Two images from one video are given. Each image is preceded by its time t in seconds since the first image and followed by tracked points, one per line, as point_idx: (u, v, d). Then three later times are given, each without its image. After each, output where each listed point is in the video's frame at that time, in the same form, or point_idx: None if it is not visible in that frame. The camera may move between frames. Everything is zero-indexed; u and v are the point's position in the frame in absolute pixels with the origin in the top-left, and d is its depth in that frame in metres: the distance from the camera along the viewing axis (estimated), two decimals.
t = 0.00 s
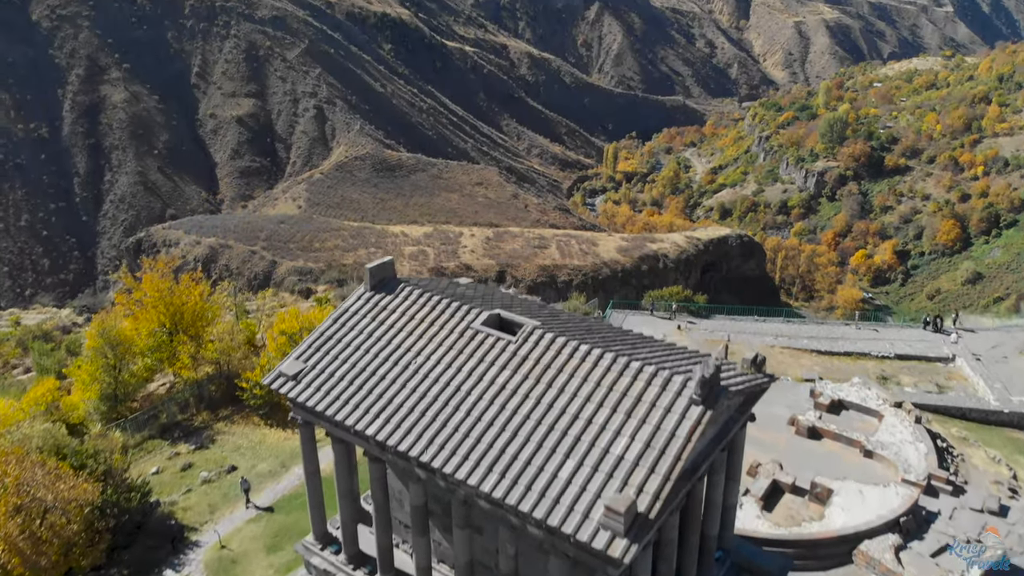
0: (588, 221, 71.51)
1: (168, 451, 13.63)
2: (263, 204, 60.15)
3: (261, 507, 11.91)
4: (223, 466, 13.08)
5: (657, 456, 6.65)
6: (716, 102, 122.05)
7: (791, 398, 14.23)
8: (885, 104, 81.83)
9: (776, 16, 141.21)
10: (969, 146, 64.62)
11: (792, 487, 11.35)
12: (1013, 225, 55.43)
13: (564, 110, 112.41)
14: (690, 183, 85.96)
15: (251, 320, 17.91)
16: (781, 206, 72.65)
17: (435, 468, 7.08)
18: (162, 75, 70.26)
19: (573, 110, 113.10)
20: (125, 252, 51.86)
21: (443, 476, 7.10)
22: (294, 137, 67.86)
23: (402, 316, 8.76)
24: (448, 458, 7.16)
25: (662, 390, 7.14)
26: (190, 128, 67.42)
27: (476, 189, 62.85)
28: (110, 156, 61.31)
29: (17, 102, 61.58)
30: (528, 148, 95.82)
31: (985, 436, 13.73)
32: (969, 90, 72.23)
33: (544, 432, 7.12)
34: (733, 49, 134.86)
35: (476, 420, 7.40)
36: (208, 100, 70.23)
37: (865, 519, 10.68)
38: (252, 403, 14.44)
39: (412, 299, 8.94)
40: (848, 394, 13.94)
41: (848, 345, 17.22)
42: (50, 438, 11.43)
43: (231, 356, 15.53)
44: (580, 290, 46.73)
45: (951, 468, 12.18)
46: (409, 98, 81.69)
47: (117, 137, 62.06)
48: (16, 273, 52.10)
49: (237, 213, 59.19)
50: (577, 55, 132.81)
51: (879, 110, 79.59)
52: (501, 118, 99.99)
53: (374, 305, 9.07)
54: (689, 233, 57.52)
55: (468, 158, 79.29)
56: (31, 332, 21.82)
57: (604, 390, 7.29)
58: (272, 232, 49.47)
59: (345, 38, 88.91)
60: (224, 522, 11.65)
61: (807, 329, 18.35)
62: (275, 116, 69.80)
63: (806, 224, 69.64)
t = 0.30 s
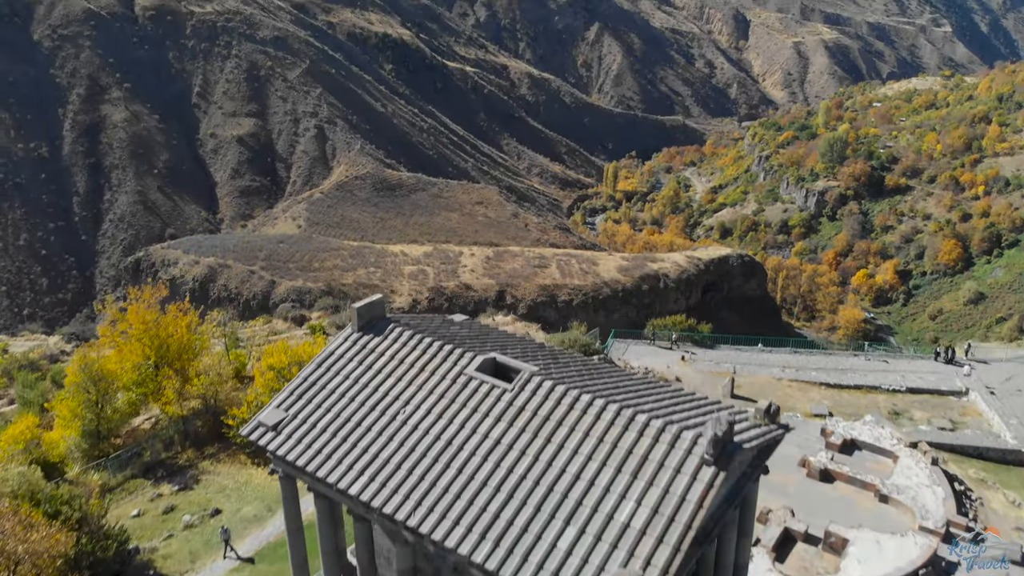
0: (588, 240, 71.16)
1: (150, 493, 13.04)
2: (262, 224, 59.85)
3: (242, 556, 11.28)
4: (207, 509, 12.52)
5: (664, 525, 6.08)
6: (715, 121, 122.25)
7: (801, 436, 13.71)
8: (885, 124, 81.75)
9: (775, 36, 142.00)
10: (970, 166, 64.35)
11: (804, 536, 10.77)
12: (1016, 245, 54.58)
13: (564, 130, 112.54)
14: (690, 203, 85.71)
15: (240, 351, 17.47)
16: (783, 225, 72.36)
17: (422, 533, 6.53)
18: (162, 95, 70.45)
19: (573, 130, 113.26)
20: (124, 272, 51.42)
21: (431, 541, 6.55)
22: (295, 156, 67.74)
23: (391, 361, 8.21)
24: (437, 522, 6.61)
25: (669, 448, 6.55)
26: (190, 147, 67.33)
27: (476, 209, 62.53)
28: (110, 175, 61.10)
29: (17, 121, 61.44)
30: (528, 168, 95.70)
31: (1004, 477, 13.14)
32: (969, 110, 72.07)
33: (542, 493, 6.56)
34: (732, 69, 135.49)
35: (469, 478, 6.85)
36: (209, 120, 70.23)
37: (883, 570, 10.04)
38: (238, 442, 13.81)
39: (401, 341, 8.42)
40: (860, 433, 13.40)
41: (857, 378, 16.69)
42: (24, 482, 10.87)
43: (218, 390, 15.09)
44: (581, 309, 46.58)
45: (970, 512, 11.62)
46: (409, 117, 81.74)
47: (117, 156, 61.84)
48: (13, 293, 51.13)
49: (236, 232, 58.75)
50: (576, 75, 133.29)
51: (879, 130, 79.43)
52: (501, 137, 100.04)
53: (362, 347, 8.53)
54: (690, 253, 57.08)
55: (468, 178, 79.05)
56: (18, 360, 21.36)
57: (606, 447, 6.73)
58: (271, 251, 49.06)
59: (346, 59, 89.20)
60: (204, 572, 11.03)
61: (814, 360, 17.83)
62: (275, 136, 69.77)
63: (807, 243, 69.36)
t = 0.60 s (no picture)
0: (588, 258, 70.81)
1: (132, 532, 12.42)
2: (262, 241, 59.56)
3: None
4: (190, 552, 11.86)
5: None
6: (715, 139, 122.50)
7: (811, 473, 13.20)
8: (885, 142, 81.65)
9: (774, 54, 142.70)
10: (970, 184, 64.22)
11: None
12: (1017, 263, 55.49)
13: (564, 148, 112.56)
14: (690, 221, 85.43)
15: (230, 381, 16.97)
16: (783, 243, 71.99)
17: None
18: (163, 113, 70.43)
19: (573, 148, 113.36)
20: (122, 290, 50.96)
21: None
22: (295, 175, 67.52)
23: (379, 406, 7.73)
24: None
25: (678, 508, 6.05)
26: (190, 165, 67.20)
27: (476, 227, 62.19)
28: (110, 194, 60.86)
29: (17, 139, 61.09)
30: (528, 185, 95.47)
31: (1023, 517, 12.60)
32: (969, 128, 72.07)
33: (540, 556, 6.05)
34: (731, 88, 136.03)
35: (460, 539, 6.34)
36: (209, 138, 70.14)
37: None
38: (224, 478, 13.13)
39: (390, 384, 7.94)
40: (874, 470, 12.89)
41: (868, 409, 16.17)
42: None
43: (205, 422, 14.55)
44: (581, 328, 46.27)
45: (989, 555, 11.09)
46: (409, 136, 81.79)
47: (117, 174, 61.62)
48: (11, 311, 50.80)
49: (235, 251, 58.42)
50: (576, 94, 133.64)
51: (879, 148, 79.36)
52: (501, 155, 99.84)
53: (348, 390, 8.06)
54: (691, 271, 56.67)
55: (468, 196, 78.75)
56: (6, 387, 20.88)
57: (612, 506, 6.22)
58: (270, 269, 48.70)
59: (346, 77, 89.44)
60: None
61: (822, 390, 17.35)
62: (276, 154, 69.64)
63: (807, 261, 69.04)
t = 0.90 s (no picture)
0: (588, 275, 70.44)
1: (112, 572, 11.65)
2: (261, 259, 59.22)
3: None
4: None
5: None
6: (714, 157, 122.60)
7: (824, 512, 12.65)
8: (885, 159, 81.42)
9: (773, 72, 143.27)
10: (971, 202, 63.91)
11: None
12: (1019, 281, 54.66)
13: (564, 165, 112.56)
14: (691, 238, 85.12)
15: (219, 411, 16.48)
16: (784, 261, 71.77)
17: None
18: (163, 131, 70.41)
19: (573, 165, 113.39)
20: (120, 308, 50.56)
21: None
22: (295, 193, 67.08)
23: (365, 456, 7.23)
24: None
25: None
26: (190, 183, 67.00)
27: (476, 244, 61.78)
28: (109, 211, 60.56)
29: (17, 156, 60.98)
30: (528, 202, 95.23)
31: None
32: (969, 146, 71.94)
33: None
34: (730, 105, 136.46)
35: None
36: (209, 156, 69.89)
37: None
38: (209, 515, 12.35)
39: (377, 430, 7.46)
40: (886, 510, 12.44)
41: (878, 440, 15.71)
42: None
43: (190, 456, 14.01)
44: (582, 346, 46.09)
45: None
46: (409, 153, 81.73)
47: (116, 192, 61.37)
48: (8, 329, 50.42)
49: (234, 268, 58.05)
50: (576, 111, 134.00)
51: (879, 165, 79.14)
52: (501, 172, 99.65)
53: (332, 437, 7.57)
54: (692, 289, 56.16)
55: (468, 213, 78.43)
56: None
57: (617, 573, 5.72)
58: (269, 287, 48.35)
59: (347, 95, 89.63)
60: None
61: (831, 421, 16.91)
62: (276, 171, 69.26)
63: (808, 278, 68.70)
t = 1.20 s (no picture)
0: (588, 292, 70.00)
1: None
2: (260, 277, 58.82)
3: None
4: None
5: None
6: (714, 174, 122.55)
7: (836, 553, 12.19)
8: (885, 177, 81.03)
9: (772, 91, 143.69)
10: (972, 220, 63.58)
11: None
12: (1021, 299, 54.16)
13: (564, 182, 112.46)
14: (691, 255, 84.67)
15: (206, 442, 16.02)
16: (785, 278, 71.45)
17: None
18: (162, 149, 70.38)
19: (573, 183, 113.33)
20: (117, 327, 50.07)
21: None
22: (295, 211, 66.35)
23: (354, 511, 8.29)
24: None
25: None
26: (190, 202, 66.75)
27: (476, 261, 61.33)
28: (109, 229, 60.19)
29: (16, 174, 60.91)
30: (528, 220, 94.92)
31: None
32: (969, 164, 71.65)
33: None
34: (730, 123, 136.70)
35: None
36: (208, 173, 69.53)
37: None
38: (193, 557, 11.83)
39: (357, 481, 8.64)
40: (905, 553, 12.30)
41: (889, 474, 15.32)
42: None
43: (173, 493, 13.52)
44: (582, 364, 45.59)
45: None
46: (410, 171, 81.59)
47: (116, 211, 61.12)
48: (5, 347, 49.90)
49: (233, 286, 57.61)
50: (576, 129, 134.25)
51: (879, 183, 78.78)
52: (501, 190, 99.34)
53: (315, 487, 8.72)
54: (693, 306, 55.67)
55: (468, 230, 78.14)
56: None
57: None
58: (268, 305, 47.99)
59: (348, 113, 89.70)
60: None
61: (840, 453, 16.55)
62: (276, 189, 68.71)
63: (809, 296, 68.29)
